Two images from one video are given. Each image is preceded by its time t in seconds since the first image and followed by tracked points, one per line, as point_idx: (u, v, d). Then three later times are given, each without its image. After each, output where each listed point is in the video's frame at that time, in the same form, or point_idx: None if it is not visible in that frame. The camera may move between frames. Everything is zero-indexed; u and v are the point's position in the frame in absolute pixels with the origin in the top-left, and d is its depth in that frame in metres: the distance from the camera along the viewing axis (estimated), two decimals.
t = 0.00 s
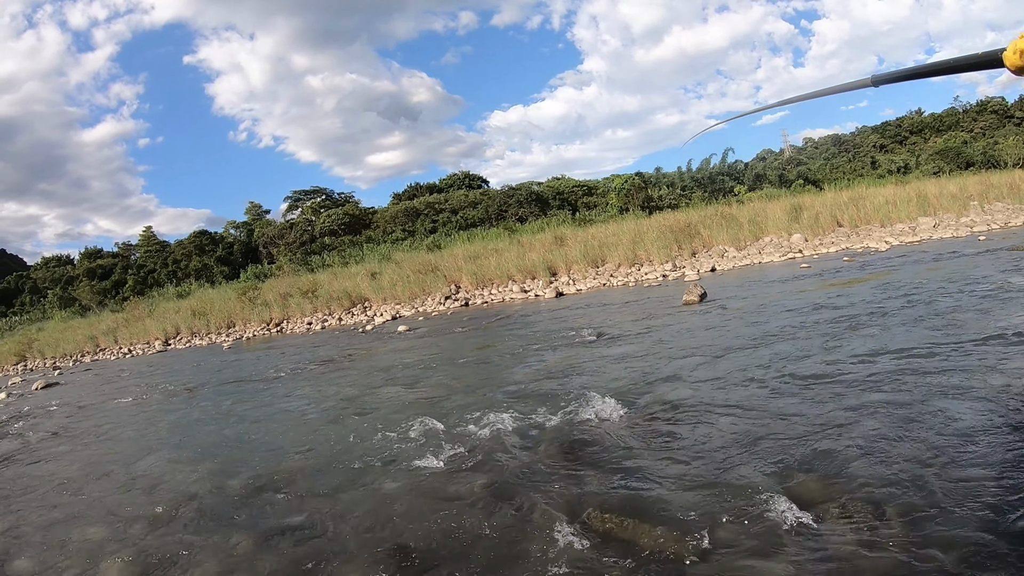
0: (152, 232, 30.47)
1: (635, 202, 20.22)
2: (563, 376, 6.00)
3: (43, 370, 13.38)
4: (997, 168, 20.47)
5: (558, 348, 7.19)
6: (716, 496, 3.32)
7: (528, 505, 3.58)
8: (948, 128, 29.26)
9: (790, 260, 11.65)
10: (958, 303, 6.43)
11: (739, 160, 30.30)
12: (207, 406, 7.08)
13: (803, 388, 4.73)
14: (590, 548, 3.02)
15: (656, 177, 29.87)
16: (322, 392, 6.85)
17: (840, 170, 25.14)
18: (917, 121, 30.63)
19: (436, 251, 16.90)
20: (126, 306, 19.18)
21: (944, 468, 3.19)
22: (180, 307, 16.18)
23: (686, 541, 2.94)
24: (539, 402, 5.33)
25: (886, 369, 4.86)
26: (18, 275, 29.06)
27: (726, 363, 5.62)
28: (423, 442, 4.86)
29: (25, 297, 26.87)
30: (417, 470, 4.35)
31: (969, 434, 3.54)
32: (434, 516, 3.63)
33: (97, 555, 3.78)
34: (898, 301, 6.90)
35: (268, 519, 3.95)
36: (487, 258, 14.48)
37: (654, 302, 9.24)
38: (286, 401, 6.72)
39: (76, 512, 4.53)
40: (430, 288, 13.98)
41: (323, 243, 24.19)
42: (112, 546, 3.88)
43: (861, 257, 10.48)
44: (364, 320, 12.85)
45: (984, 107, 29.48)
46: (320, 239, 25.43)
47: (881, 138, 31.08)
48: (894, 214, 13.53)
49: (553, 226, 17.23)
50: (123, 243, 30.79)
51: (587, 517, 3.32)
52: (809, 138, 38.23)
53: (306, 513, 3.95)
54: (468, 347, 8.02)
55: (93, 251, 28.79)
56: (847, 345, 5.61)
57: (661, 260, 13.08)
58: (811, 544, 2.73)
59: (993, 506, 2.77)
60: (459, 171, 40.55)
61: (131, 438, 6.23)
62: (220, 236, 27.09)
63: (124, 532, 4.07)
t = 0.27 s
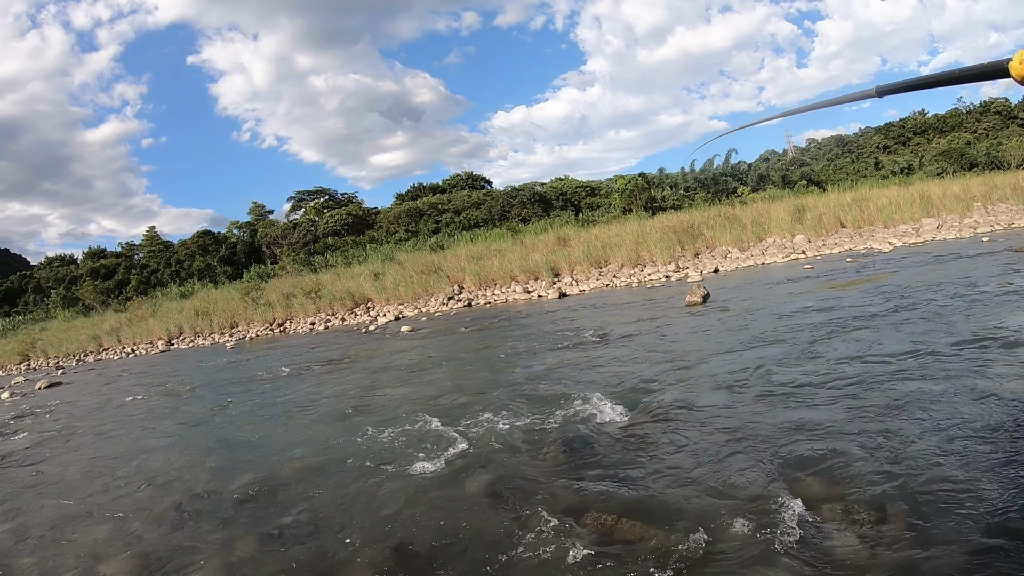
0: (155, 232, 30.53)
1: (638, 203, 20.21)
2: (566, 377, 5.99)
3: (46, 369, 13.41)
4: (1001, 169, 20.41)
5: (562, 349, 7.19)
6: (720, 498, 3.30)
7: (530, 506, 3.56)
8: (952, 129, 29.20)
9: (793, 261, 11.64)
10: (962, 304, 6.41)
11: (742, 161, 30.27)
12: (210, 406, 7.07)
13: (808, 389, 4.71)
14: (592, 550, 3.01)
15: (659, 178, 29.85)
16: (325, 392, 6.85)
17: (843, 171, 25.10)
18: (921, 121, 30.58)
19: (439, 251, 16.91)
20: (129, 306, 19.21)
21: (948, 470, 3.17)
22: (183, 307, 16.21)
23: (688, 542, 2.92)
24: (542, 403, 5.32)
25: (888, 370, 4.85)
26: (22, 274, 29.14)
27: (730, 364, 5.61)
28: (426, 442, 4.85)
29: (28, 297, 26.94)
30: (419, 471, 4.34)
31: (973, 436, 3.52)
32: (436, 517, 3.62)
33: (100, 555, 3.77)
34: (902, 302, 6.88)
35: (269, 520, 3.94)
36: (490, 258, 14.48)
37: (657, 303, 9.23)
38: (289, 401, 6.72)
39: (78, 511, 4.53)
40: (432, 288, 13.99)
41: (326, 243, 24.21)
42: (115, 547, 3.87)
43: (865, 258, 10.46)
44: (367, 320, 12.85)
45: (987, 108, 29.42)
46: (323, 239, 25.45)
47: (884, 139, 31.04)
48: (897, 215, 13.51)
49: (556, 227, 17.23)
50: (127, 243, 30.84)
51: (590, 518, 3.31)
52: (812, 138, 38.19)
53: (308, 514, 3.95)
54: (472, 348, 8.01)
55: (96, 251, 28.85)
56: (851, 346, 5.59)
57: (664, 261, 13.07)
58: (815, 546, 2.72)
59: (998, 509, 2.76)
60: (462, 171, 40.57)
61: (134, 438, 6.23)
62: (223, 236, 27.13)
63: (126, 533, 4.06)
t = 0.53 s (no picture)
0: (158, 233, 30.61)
1: (641, 203, 20.21)
2: (568, 378, 5.99)
3: (50, 369, 13.44)
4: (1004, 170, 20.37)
5: (564, 349, 7.20)
6: (723, 499, 3.30)
7: (532, 507, 3.56)
8: (954, 129, 29.16)
9: (796, 262, 11.64)
10: (964, 304, 6.40)
11: (744, 162, 30.27)
12: (213, 406, 7.09)
13: (810, 390, 4.71)
14: (594, 551, 3.00)
15: (661, 178, 29.85)
16: (328, 392, 6.86)
17: (846, 171, 25.08)
18: (923, 122, 30.54)
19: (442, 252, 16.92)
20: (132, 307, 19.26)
21: (949, 470, 3.18)
22: (186, 307, 16.24)
23: (691, 543, 2.92)
24: (545, 404, 5.32)
25: (891, 370, 4.84)
26: (25, 275, 29.21)
27: (732, 365, 5.61)
28: (428, 443, 4.86)
29: (31, 297, 27.00)
30: (421, 471, 4.35)
31: (975, 436, 3.52)
32: (437, 517, 3.63)
33: (102, 555, 3.78)
34: (904, 303, 6.87)
35: (272, 520, 3.95)
36: (493, 259, 14.49)
37: (660, 303, 9.23)
38: (293, 401, 6.73)
39: (81, 511, 4.54)
40: (435, 289, 13.99)
41: (329, 243, 24.24)
42: (117, 546, 3.88)
43: (868, 259, 10.45)
44: (370, 321, 12.87)
45: (991, 108, 29.38)
46: (326, 239, 25.48)
47: (887, 139, 31.02)
48: (900, 216, 13.50)
49: (558, 227, 17.25)
50: (130, 244, 30.91)
51: (591, 519, 3.31)
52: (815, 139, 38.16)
53: (310, 514, 3.95)
54: (475, 348, 8.02)
55: (99, 252, 28.93)
56: (853, 347, 5.59)
57: (667, 262, 13.07)
58: (816, 547, 2.72)
59: (999, 509, 2.75)
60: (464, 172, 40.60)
61: (137, 438, 6.25)
62: (226, 236, 27.18)
63: (128, 533, 4.07)
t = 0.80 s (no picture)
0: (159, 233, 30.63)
1: (643, 203, 20.20)
2: (571, 378, 5.99)
3: (51, 369, 13.46)
4: (1006, 170, 20.33)
5: (566, 349, 7.20)
6: (725, 499, 3.30)
7: (534, 506, 3.57)
8: (957, 129, 29.13)
9: (798, 262, 11.62)
10: (967, 304, 6.39)
11: (746, 162, 30.26)
12: (215, 406, 7.09)
13: (813, 390, 4.70)
14: (596, 551, 3.00)
15: (663, 178, 29.83)
16: (330, 392, 6.86)
17: (848, 171, 25.05)
18: (926, 122, 30.50)
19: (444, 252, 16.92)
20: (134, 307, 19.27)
21: (950, 470, 3.17)
22: (188, 307, 16.26)
23: (693, 544, 2.92)
24: (547, 404, 5.32)
25: (893, 370, 4.84)
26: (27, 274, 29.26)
27: (734, 365, 5.60)
28: (430, 443, 4.86)
29: (34, 297, 27.04)
30: (424, 470, 4.35)
31: (977, 436, 3.52)
32: (438, 517, 3.63)
33: (103, 555, 3.78)
34: (907, 303, 6.86)
35: (274, 520, 3.95)
36: (495, 259, 14.48)
37: (662, 303, 9.22)
38: (295, 401, 6.74)
39: (83, 511, 4.54)
40: (437, 289, 13.99)
41: (331, 243, 24.26)
42: (119, 546, 3.89)
43: (870, 259, 10.44)
44: (372, 321, 12.88)
45: (993, 108, 29.33)
46: (328, 240, 25.50)
47: (889, 139, 31.01)
48: (902, 215, 13.48)
49: (560, 227, 17.24)
50: (131, 243, 30.92)
51: (594, 519, 3.31)
52: (817, 139, 38.18)
53: (311, 514, 3.95)
54: (476, 348, 8.03)
55: (101, 251, 28.95)
56: (856, 347, 5.57)
57: (669, 262, 13.06)
58: (818, 547, 2.71)
59: (1000, 509, 2.75)
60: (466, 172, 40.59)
61: (139, 438, 6.25)
62: (227, 236, 27.20)
63: (130, 532, 4.07)
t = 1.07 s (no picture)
0: (161, 232, 30.64)
1: (645, 202, 20.19)
2: (573, 376, 5.98)
3: (54, 368, 13.48)
4: (1008, 169, 20.30)
5: (568, 348, 7.20)
6: (726, 498, 3.29)
7: (535, 505, 3.57)
8: (959, 128, 29.07)
9: (800, 261, 11.61)
10: (968, 304, 6.38)
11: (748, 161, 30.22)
12: (217, 405, 7.10)
13: (815, 388, 4.70)
14: (597, 549, 3.00)
15: (665, 178, 29.81)
16: (331, 391, 6.86)
17: (850, 170, 25.02)
18: (928, 121, 30.45)
19: (445, 251, 16.93)
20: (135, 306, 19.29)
21: (951, 469, 3.17)
22: (190, 306, 16.27)
23: (694, 543, 2.91)
24: (549, 403, 5.32)
25: (894, 369, 4.83)
26: (30, 273, 29.29)
27: (736, 364, 5.60)
28: (431, 441, 4.86)
29: (36, 296, 27.09)
30: (425, 469, 4.36)
31: (979, 435, 3.50)
32: (440, 516, 3.63)
33: (106, 553, 3.79)
34: (909, 302, 6.85)
35: (274, 519, 3.95)
36: (496, 258, 14.48)
37: (663, 302, 9.22)
38: (297, 400, 6.75)
39: (86, 509, 4.56)
40: (439, 288, 13.99)
41: (333, 242, 24.25)
42: (119, 545, 3.88)
43: (871, 258, 10.43)
44: (373, 320, 12.88)
45: (995, 107, 29.26)
46: (329, 239, 25.50)
47: (891, 139, 30.98)
48: (904, 215, 13.47)
49: (562, 226, 17.23)
50: (133, 243, 30.94)
51: (595, 517, 3.31)
52: (819, 138, 38.11)
53: (313, 512, 3.96)
54: (477, 347, 8.03)
55: (103, 251, 28.97)
56: (859, 346, 5.56)
57: (670, 261, 13.06)
58: (820, 545, 2.71)
59: (1002, 508, 2.75)
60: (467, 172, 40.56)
61: (141, 436, 6.26)
62: (229, 235, 27.21)
63: (132, 530, 4.08)
